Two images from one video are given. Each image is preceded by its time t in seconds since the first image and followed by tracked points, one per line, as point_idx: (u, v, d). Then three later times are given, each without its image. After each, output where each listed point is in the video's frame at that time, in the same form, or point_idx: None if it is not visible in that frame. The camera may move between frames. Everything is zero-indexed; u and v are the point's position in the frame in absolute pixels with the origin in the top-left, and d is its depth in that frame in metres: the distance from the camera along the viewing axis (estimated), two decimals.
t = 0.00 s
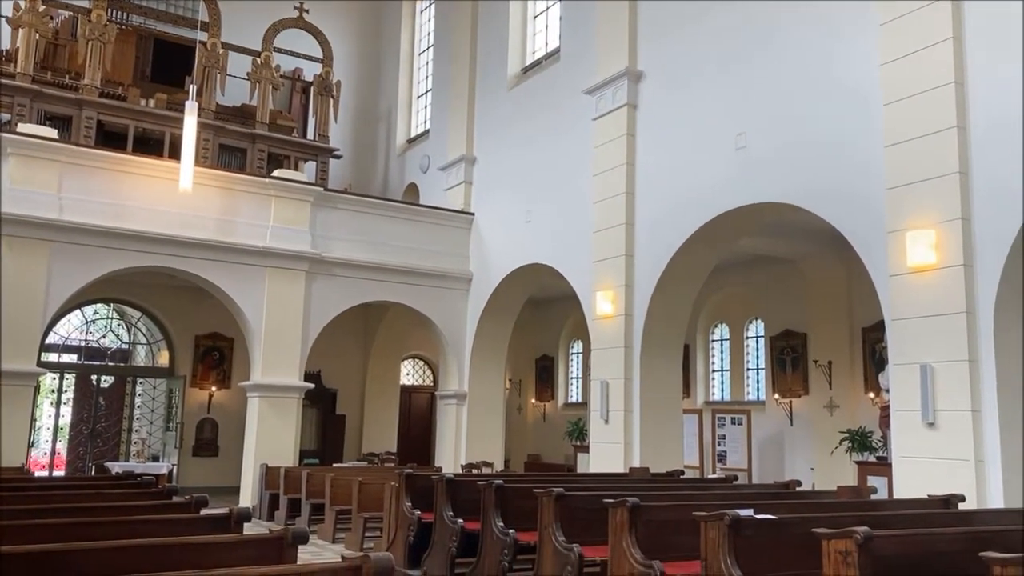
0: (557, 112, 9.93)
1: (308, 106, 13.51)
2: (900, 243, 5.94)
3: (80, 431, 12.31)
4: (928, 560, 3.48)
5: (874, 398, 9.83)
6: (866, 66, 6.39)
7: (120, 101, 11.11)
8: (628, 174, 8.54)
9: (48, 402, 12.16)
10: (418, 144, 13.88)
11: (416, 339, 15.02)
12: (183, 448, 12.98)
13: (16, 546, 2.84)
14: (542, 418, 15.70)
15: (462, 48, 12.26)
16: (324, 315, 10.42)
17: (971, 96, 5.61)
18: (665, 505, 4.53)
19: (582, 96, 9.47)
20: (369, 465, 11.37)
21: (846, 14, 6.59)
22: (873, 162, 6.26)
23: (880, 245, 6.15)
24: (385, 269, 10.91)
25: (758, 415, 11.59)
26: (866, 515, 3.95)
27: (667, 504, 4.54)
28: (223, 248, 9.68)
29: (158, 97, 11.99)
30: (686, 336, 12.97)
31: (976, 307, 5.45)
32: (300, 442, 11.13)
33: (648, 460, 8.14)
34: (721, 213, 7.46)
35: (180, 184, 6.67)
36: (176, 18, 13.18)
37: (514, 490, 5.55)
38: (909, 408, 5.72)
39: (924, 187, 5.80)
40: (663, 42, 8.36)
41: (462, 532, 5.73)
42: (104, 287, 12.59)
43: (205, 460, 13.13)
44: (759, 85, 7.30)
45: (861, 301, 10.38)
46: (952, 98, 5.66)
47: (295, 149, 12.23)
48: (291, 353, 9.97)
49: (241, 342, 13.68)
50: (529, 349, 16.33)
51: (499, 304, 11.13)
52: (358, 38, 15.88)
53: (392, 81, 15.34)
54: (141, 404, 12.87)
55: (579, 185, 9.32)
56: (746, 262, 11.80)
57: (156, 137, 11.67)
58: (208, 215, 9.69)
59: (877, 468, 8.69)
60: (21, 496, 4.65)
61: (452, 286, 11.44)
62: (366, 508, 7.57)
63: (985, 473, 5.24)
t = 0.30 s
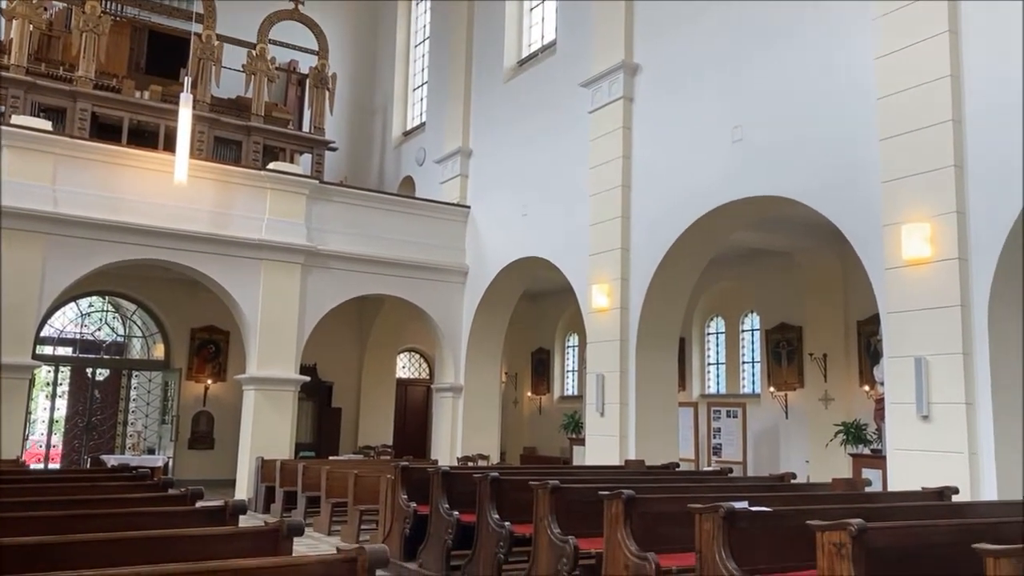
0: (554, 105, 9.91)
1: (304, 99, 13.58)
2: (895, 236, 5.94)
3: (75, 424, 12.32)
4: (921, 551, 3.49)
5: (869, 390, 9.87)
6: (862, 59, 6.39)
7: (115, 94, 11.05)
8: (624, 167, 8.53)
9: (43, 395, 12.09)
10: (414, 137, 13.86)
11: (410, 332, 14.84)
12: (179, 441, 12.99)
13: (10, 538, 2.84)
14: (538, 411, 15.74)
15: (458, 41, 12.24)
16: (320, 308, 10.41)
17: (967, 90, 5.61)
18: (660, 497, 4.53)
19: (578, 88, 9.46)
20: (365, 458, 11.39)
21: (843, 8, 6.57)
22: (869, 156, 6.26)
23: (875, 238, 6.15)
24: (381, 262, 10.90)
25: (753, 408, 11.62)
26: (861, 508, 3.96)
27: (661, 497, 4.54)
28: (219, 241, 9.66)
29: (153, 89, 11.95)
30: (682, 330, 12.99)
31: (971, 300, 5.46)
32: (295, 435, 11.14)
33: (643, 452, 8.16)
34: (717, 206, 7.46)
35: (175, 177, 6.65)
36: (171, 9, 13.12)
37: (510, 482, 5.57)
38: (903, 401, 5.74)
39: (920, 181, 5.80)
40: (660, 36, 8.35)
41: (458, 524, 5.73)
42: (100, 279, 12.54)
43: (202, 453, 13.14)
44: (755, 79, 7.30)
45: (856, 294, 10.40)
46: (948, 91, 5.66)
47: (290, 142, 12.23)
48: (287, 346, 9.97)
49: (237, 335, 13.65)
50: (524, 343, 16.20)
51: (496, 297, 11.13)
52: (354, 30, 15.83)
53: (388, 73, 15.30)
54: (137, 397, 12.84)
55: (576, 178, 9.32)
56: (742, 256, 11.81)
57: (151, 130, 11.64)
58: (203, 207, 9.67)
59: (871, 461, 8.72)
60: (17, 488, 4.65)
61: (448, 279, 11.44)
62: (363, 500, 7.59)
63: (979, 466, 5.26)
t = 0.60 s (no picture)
0: (551, 100, 9.90)
1: (300, 92, 13.52)
2: (892, 231, 5.95)
3: (72, 418, 12.31)
4: (916, 544, 3.51)
5: (865, 384, 9.90)
6: (858, 54, 6.39)
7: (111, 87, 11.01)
8: (621, 161, 8.53)
9: (39, 389, 12.11)
10: (411, 131, 13.84)
11: (409, 325, 15.02)
12: (176, 435, 12.98)
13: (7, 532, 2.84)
14: (535, 405, 15.76)
15: (455, 36, 12.21)
16: (317, 302, 10.41)
17: (964, 85, 5.61)
18: (656, 491, 4.54)
19: (575, 83, 9.45)
20: (362, 452, 11.41)
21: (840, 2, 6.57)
22: (865, 152, 6.26)
23: (871, 232, 6.16)
24: (378, 256, 10.89)
25: (749, 402, 11.64)
26: (856, 501, 3.97)
27: (657, 491, 4.55)
28: (215, 235, 9.65)
29: (149, 83, 11.92)
30: (678, 324, 13.00)
31: (966, 294, 5.47)
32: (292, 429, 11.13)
33: (639, 446, 8.17)
34: (713, 201, 7.46)
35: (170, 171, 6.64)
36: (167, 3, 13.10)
37: (506, 476, 5.57)
38: (899, 395, 5.75)
39: (916, 175, 5.81)
40: (657, 30, 8.34)
41: (454, 518, 5.75)
42: (96, 273, 12.54)
43: (199, 447, 13.14)
44: (752, 73, 7.29)
45: (852, 288, 10.42)
46: (944, 86, 5.67)
47: (287, 136, 12.15)
48: (284, 340, 9.96)
49: (233, 329, 13.64)
50: (520, 337, 16.18)
51: (493, 291, 11.13)
52: (350, 24, 15.79)
53: (384, 67, 15.27)
54: (134, 391, 12.82)
55: (573, 172, 9.31)
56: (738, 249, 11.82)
57: (147, 123, 11.61)
58: (200, 201, 9.65)
59: (867, 455, 8.75)
60: (14, 481, 4.67)
61: (445, 273, 11.43)
62: (359, 495, 7.60)
63: (974, 460, 5.28)
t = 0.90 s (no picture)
0: (547, 92, 9.88)
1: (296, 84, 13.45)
2: (888, 224, 5.95)
3: (68, 410, 12.26)
4: (910, 535, 3.52)
5: (861, 377, 9.93)
6: (856, 47, 6.38)
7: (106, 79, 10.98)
8: (617, 153, 8.52)
9: (35, 381, 12.09)
10: (407, 123, 13.82)
11: (407, 317, 15.06)
12: (172, 427, 12.98)
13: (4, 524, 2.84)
14: (531, 398, 15.78)
15: (451, 27, 12.17)
16: (313, 294, 10.41)
17: (960, 77, 5.61)
18: (651, 483, 4.55)
19: (572, 75, 9.44)
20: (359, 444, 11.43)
21: None
22: (862, 145, 6.26)
23: (868, 225, 6.16)
24: (374, 249, 10.88)
25: (745, 394, 11.66)
26: (851, 493, 3.99)
27: (652, 483, 4.57)
28: (211, 227, 9.63)
29: (144, 75, 11.87)
30: (675, 318, 13.00)
31: (962, 287, 5.48)
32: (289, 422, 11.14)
33: (635, 438, 8.18)
34: (710, 193, 7.46)
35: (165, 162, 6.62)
36: None
37: (502, 468, 5.58)
38: (895, 388, 5.76)
39: (912, 167, 5.81)
40: (654, 22, 8.32)
41: (451, 510, 5.77)
42: (92, 266, 12.50)
43: (196, 439, 13.14)
44: (749, 66, 7.28)
45: (849, 281, 10.44)
46: (941, 78, 5.66)
47: (283, 128, 12.14)
48: (280, 332, 9.96)
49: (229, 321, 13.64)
50: (517, 330, 16.20)
51: (489, 283, 11.13)
52: (346, 16, 15.73)
53: (381, 58, 15.22)
54: (130, 383, 12.83)
55: (569, 164, 9.30)
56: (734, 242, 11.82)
57: (143, 115, 11.56)
58: (196, 194, 9.62)
59: (862, 447, 8.78)
60: (10, 472, 4.67)
61: (442, 266, 11.43)
62: (356, 487, 7.60)
63: (969, 452, 5.30)
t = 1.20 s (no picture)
0: (545, 85, 9.87)
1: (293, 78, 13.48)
2: (884, 219, 5.96)
3: (65, 404, 12.28)
4: (906, 527, 3.53)
5: (857, 371, 9.94)
6: (854, 41, 6.37)
7: (102, 72, 10.94)
8: (615, 147, 8.52)
9: (32, 374, 12.08)
10: (404, 117, 13.80)
11: (404, 311, 15.05)
12: (169, 421, 12.98)
13: None
14: (528, 392, 15.80)
15: (448, 20, 12.14)
16: (310, 288, 10.40)
17: (957, 72, 5.62)
18: (647, 476, 4.56)
19: (569, 68, 9.42)
20: (357, 438, 11.44)
21: None
22: (859, 139, 6.25)
23: (864, 219, 6.17)
24: (372, 243, 10.88)
25: (742, 388, 11.68)
26: (846, 486, 4.00)
27: (648, 476, 4.58)
28: (208, 221, 9.61)
29: (141, 68, 11.83)
30: (672, 312, 13.01)
31: (959, 281, 5.49)
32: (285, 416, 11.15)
33: (632, 432, 8.19)
34: (707, 187, 7.45)
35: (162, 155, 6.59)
36: None
37: (499, 461, 5.59)
38: (891, 382, 5.77)
39: (910, 162, 5.81)
40: (652, 16, 8.30)
41: (448, 504, 5.74)
42: (88, 259, 12.49)
43: (193, 433, 13.14)
44: (746, 60, 7.27)
45: (846, 276, 10.46)
46: (938, 72, 5.66)
47: (279, 121, 12.13)
48: (277, 326, 9.96)
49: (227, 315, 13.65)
50: (513, 324, 16.25)
51: (486, 278, 11.12)
52: (343, 9, 15.69)
53: (378, 52, 15.19)
54: (127, 377, 12.81)
55: (566, 158, 9.30)
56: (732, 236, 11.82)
57: (139, 108, 11.53)
58: (192, 187, 9.60)
59: (858, 441, 8.81)
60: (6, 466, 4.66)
61: (439, 260, 11.42)
62: (353, 481, 7.62)
63: (964, 445, 5.32)
